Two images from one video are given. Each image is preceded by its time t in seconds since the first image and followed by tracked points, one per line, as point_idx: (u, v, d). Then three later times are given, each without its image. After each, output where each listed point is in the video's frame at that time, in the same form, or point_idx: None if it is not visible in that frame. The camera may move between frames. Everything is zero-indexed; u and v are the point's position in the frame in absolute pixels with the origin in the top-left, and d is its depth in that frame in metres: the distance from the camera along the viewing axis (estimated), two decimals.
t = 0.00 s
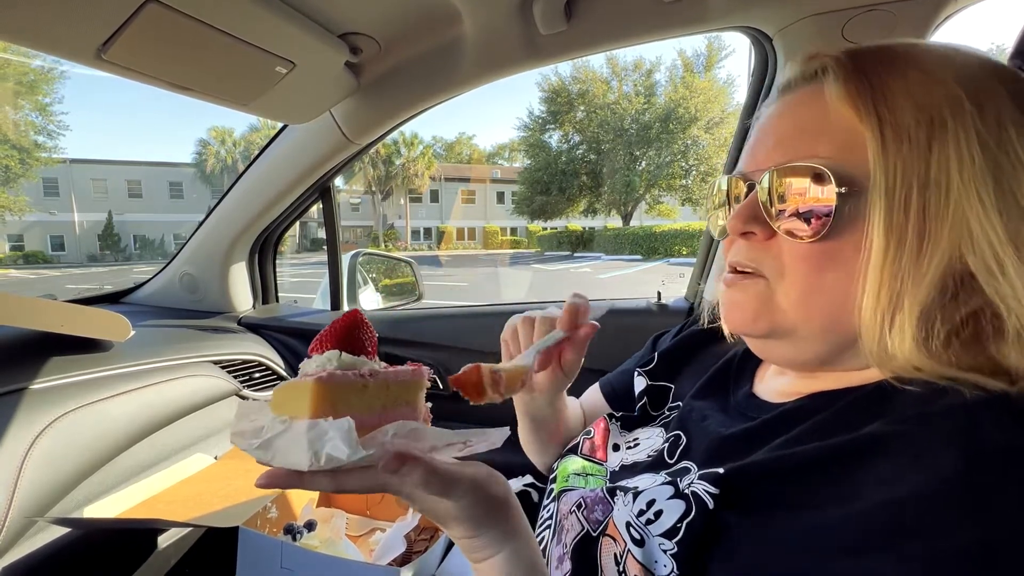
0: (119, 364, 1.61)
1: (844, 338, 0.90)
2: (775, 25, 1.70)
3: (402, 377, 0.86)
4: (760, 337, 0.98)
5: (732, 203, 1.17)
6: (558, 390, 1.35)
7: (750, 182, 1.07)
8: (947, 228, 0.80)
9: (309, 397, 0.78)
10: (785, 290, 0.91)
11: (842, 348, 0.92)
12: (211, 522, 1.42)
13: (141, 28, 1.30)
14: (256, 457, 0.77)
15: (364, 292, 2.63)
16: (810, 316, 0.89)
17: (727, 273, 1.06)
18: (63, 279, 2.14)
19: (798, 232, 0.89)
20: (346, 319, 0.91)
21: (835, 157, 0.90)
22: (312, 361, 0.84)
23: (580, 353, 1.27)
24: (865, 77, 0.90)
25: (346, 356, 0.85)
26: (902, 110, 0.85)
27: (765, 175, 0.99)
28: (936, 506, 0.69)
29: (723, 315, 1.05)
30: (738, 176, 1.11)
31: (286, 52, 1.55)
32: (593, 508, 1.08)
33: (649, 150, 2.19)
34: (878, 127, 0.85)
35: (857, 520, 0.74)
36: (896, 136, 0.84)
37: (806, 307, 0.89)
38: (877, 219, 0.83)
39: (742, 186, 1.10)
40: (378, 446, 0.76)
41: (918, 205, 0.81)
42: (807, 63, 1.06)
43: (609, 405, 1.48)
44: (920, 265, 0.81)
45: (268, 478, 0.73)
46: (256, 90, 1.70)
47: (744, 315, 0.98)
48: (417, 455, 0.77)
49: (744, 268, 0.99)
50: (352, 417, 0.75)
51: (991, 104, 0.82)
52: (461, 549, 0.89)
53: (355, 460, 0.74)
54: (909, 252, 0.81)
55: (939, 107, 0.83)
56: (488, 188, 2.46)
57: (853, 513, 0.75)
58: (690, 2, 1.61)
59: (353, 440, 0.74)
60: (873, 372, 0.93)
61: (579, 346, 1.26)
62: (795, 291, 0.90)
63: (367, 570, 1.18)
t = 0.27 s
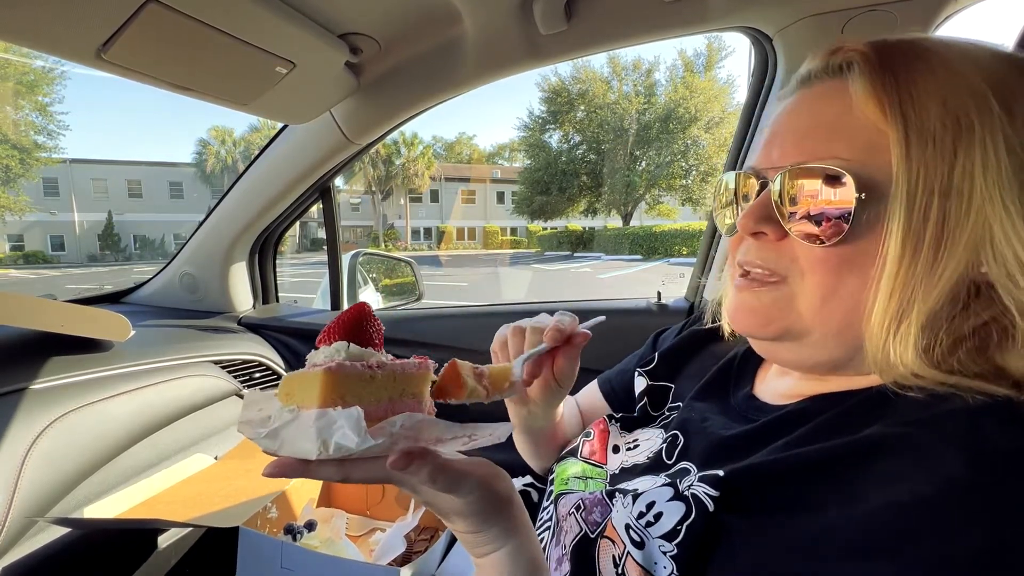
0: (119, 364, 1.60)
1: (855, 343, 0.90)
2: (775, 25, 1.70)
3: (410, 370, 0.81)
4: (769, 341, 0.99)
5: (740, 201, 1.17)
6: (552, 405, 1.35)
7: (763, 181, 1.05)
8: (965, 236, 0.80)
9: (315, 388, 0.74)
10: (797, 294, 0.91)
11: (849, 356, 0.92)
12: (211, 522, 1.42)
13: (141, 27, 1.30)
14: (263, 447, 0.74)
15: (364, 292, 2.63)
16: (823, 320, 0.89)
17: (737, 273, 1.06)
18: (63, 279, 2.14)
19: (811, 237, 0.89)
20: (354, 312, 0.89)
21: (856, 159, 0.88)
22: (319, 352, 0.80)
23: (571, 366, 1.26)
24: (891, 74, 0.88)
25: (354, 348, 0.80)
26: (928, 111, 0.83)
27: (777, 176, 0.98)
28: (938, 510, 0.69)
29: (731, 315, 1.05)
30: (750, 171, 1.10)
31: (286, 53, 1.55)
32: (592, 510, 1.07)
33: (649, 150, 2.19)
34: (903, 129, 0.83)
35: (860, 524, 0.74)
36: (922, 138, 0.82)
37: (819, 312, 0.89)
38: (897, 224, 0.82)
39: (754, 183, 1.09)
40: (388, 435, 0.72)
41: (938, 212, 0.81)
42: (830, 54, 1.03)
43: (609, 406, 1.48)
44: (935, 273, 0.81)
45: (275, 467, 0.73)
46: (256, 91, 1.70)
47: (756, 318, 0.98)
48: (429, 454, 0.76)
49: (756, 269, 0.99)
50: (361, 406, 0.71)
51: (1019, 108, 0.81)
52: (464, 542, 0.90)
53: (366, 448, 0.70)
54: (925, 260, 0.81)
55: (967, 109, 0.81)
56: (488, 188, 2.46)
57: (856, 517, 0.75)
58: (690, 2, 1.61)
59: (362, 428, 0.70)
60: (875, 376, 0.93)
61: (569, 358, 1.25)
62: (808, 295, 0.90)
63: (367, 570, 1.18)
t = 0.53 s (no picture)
0: (120, 364, 1.60)
1: (858, 349, 0.90)
2: (775, 25, 1.70)
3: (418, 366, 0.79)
4: (770, 345, 0.99)
5: (742, 201, 1.16)
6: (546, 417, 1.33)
7: (767, 181, 1.05)
8: (973, 244, 0.80)
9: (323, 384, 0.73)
10: (802, 300, 0.91)
11: (852, 361, 0.92)
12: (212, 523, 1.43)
13: (142, 28, 1.30)
14: (267, 440, 0.74)
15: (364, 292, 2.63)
16: (827, 325, 0.89)
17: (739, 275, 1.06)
18: (63, 279, 2.14)
19: (816, 242, 0.89)
20: (360, 308, 0.87)
21: (864, 164, 0.88)
22: (325, 346, 0.78)
23: (565, 374, 1.27)
24: (903, 77, 0.87)
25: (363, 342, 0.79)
26: (940, 116, 0.83)
27: (783, 179, 0.98)
28: (940, 513, 0.69)
29: (732, 318, 1.04)
30: (754, 171, 1.10)
31: (287, 53, 1.55)
32: (592, 512, 1.07)
33: (649, 150, 2.20)
34: (915, 134, 0.83)
35: (863, 528, 0.74)
36: (932, 144, 0.82)
37: (824, 317, 0.89)
38: (906, 231, 0.82)
39: (757, 184, 1.08)
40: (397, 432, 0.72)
41: (947, 219, 0.81)
42: (840, 53, 1.03)
43: (609, 406, 1.48)
44: (943, 281, 0.81)
45: (281, 463, 0.73)
46: (256, 91, 1.70)
47: (757, 321, 0.97)
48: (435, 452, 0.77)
49: (760, 273, 0.98)
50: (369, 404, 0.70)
51: None
52: (468, 541, 0.90)
53: (374, 445, 0.71)
54: (933, 268, 0.81)
55: (980, 116, 0.81)
56: (488, 188, 2.46)
57: (858, 521, 0.75)
58: (691, 2, 1.61)
59: (370, 426, 0.70)
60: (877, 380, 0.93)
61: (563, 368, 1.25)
62: (813, 301, 0.89)
63: (367, 571, 1.18)
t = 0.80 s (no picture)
0: (121, 364, 1.61)
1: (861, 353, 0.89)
2: (775, 26, 1.70)
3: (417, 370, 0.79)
4: (773, 349, 0.98)
5: (745, 202, 1.16)
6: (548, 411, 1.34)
7: (773, 185, 1.05)
8: (979, 249, 0.80)
9: (320, 388, 0.73)
10: (805, 304, 0.90)
11: (854, 365, 0.92)
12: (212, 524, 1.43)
13: (141, 29, 1.30)
14: (266, 444, 0.74)
15: (364, 292, 2.63)
16: (829, 329, 0.89)
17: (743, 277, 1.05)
18: (63, 279, 2.13)
19: (818, 245, 0.88)
20: (359, 312, 0.88)
21: (870, 168, 0.88)
22: (324, 351, 0.79)
23: (568, 369, 1.28)
24: (911, 80, 0.87)
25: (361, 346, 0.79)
26: (948, 120, 0.83)
27: (788, 182, 0.98)
28: (940, 515, 0.69)
29: (733, 320, 1.03)
30: (757, 173, 1.10)
31: (287, 54, 1.55)
32: (592, 515, 1.07)
33: (649, 150, 2.20)
34: (923, 138, 0.83)
35: (862, 530, 0.74)
36: (940, 148, 0.82)
37: (827, 322, 0.88)
38: (912, 235, 0.82)
39: (762, 185, 1.08)
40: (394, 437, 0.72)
41: (954, 224, 0.81)
42: (846, 53, 1.03)
43: (609, 406, 1.48)
44: (948, 285, 0.81)
45: (279, 467, 0.73)
46: (256, 92, 1.70)
47: (758, 324, 0.97)
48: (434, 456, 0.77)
49: (763, 276, 0.98)
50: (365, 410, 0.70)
51: None
52: (466, 545, 0.90)
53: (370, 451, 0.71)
54: (939, 272, 0.81)
55: (988, 120, 0.81)
56: (488, 188, 2.46)
57: (859, 523, 0.75)
58: (690, 2, 1.61)
59: (367, 432, 0.70)
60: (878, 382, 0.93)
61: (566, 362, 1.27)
62: (817, 305, 0.89)
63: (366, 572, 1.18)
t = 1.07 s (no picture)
0: (120, 365, 1.61)
1: (857, 352, 0.89)
2: (775, 25, 1.70)
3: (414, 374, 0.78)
4: (769, 348, 0.98)
5: (744, 202, 1.15)
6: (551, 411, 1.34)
7: (769, 185, 1.05)
8: (974, 248, 0.80)
9: (316, 392, 0.73)
10: (799, 303, 0.91)
11: (851, 364, 0.92)
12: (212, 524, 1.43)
13: (140, 29, 1.30)
14: (263, 447, 0.74)
15: (364, 292, 2.63)
16: (823, 329, 0.89)
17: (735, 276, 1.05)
18: (63, 279, 2.13)
19: (816, 244, 0.88)
20: (357, 315, 0.88)
21: (865, 168, 0.88)
22: (320, 354, 0.79)
23: (574, 374, 1.27)
24: (904, 80, 0.87)
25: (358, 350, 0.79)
26: (941, 120, 0.83)
27: (783, 183, 0.98)
28: (940, 516, 0.69)
29: (730, 320, 1.04)
30: (755, 175, 1.10)
31: (287, 54, 1.55)
32: (591, 516, 1.07)
33: (649, 150, 2.20)
34: (916, 138, 0.83)
35: (862, 530, 0.74)
36: (933, 148, 0.82)
37: (819, 321, 0.89)
38: (906, 236, 0.82)
39: (758, 186, 1.08)
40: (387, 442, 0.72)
41: (948, 224, 0.81)
42: (840, 54, 1.02)
43: (609, 407, 1.47)
44: (943, 285, 0.81)
45: (275, 470, 0.73)
46: (256, 92, 1.70)
47: (755, 323, 0.97)
48: (429, 458, 0.76)
49: (757, 276, 0.98)
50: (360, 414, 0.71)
51: None
52: (463, 548, 0.90)
53: (364, 456, 0.71)
54: (933, 272, 0.81)
55: (981, 119, 0.81)
56: (488, 188, 2.46)
57: (859, 524, 0.75)
58: (690, 2, 1.61)
59: (361, 437, 0.70)
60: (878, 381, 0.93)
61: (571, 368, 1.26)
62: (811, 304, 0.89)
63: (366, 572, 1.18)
